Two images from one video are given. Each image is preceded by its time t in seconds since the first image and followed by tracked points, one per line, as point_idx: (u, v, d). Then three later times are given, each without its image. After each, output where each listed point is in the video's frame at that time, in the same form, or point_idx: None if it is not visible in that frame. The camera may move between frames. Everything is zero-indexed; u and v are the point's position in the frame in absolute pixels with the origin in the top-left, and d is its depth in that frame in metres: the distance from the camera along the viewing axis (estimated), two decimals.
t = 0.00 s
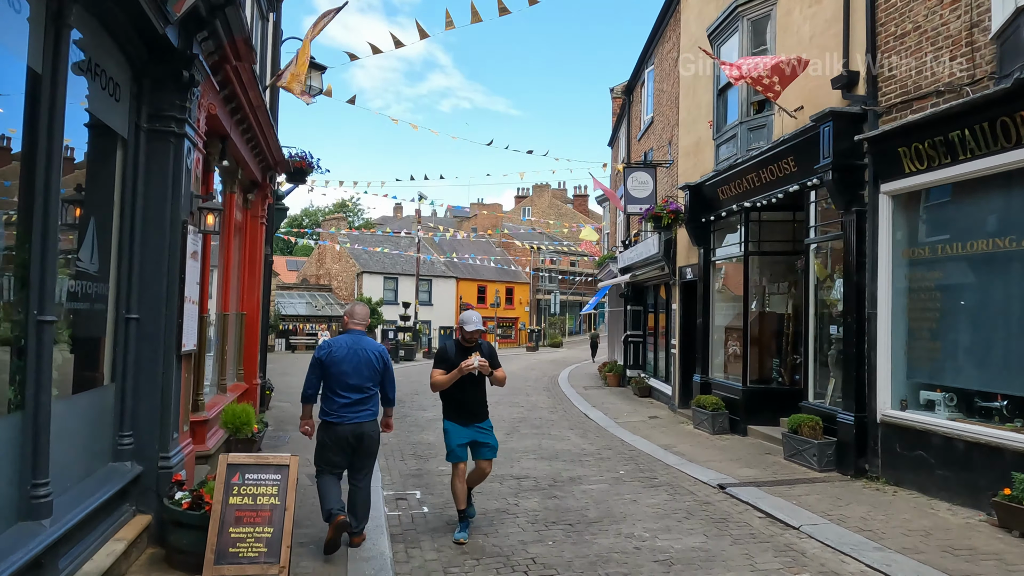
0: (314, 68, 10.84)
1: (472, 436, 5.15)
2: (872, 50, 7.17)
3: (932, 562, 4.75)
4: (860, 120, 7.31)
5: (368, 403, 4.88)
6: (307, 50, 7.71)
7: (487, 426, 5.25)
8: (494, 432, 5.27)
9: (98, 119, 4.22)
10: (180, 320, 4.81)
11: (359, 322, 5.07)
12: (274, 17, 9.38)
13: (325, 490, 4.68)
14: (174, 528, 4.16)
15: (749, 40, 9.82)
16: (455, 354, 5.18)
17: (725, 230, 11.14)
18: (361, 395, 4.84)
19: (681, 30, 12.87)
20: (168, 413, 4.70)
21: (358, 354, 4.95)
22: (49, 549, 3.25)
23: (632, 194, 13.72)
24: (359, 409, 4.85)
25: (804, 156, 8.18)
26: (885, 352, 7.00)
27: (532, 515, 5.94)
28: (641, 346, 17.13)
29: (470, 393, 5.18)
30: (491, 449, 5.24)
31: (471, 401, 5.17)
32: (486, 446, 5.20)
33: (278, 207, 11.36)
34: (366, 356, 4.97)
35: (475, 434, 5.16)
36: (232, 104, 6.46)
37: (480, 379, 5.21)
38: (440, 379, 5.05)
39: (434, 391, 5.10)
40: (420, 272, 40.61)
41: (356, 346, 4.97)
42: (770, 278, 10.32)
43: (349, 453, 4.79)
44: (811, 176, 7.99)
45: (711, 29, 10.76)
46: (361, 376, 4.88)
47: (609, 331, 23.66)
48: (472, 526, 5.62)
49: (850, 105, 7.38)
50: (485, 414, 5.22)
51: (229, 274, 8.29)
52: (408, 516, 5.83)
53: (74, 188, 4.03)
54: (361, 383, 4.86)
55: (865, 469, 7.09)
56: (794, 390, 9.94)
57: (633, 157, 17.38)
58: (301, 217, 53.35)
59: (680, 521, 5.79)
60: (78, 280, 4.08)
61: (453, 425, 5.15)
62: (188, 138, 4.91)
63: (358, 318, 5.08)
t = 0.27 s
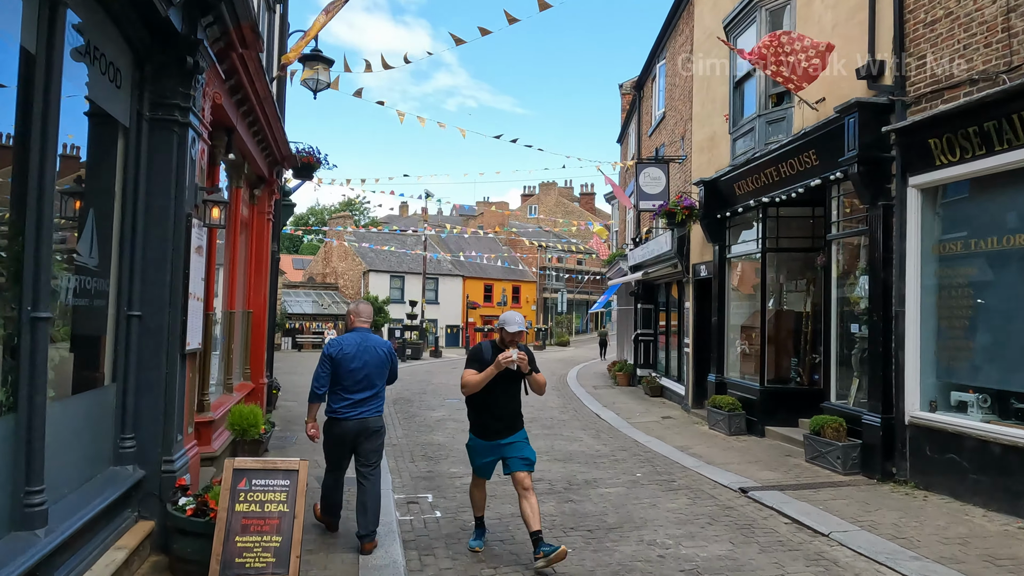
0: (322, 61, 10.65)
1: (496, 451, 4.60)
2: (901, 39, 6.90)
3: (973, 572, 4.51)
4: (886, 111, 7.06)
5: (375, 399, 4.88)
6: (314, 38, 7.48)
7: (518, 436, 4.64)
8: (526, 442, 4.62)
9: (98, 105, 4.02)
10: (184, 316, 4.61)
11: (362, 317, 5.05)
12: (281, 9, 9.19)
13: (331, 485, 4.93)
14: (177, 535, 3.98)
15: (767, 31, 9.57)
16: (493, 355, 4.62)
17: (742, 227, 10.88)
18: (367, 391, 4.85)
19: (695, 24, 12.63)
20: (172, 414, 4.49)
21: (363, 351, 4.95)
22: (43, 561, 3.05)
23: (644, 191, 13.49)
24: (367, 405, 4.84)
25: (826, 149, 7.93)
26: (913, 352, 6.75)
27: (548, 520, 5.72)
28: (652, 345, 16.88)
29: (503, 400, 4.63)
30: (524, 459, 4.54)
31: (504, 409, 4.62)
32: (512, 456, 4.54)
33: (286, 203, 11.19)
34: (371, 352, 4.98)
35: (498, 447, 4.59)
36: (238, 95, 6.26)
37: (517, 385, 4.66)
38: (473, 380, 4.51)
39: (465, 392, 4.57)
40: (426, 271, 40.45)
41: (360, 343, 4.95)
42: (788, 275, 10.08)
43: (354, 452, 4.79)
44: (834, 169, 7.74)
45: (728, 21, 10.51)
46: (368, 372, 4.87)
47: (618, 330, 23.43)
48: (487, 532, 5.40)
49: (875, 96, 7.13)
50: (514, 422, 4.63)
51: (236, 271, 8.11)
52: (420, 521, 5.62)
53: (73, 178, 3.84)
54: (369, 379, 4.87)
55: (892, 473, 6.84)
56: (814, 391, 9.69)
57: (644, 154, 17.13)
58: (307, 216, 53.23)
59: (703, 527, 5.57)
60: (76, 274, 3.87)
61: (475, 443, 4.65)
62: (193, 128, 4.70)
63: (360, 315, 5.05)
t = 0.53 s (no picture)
0: (325, 52, 10.41)
1: (547, 464, 4.04)
2: (926, 24, 6.63)
3: None
4: (911, 99, 6.80)
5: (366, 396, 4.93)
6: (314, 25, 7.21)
7: (568, 446, 4.10)
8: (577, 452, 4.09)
9: (90, 88, 3.79)
10: (182, 311, 4.39)
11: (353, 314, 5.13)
12: None
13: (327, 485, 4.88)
14: (176, 542, 3.82)
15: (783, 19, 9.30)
16: (538, 351, 4.08)
17: (755, 221, 10.63)
18: (358, 387, 4.91)
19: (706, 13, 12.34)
20: (169, 414, 4.27)
21: (353, 347, 4.98)
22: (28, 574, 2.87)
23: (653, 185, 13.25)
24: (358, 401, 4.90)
25: (846, 139, 7.69)
26: (939, 349, 6.50)
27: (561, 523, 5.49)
28: (660, 342, 16.64)
29: (548, 405, 4.07)
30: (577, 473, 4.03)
31: (549, 415, 4.07)
32: (562, 473, 4.02)
33: (288, 197, 10.97)
34: (361, 348, 5.00)
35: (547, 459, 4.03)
36: (238, 82, 6.04)
37: (565, 387, 4.13)
38: (514, 379, 3.94)
39: (504, 392, 4.00)
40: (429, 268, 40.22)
41: (350, 340, 4.99)
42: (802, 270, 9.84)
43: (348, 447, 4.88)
44: (855, 160, 7.50)
45: (741, 10, 10.24)
46: (357, 369, 4.91)
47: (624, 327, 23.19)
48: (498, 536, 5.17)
49: (899, 83, 6.88)
50: (562, 430, 4.09)
51: (237, 266, 7.90)
52: (428, 525, 5.40)
53: (61, 164, 3.61)
54: (360, 376, 4.91)
55: (915, 475, 6.61)
56: (829, 389, 9.44)
57: (652, 148, 16.86)
58: (310, 213, 53.06)
59: (723, 532, 5.34)
60: (66, 267, 3.64)
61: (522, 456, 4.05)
62: (191, 113, 4.46)
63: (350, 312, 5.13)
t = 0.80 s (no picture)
0: (327, 44, 10.18)
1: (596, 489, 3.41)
2: (949, 12, 6.40)
3: None
4: (932, 90, 6.58)
5: (362, 389, 5.03)
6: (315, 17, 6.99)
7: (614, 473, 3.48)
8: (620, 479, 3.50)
9: (80, 74, 3.58)
10: (178, 310, 4.18)
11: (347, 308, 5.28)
12: None
13: (328, 477, 4.76)
14: (170, 555, 3.62)
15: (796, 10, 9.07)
16: (580, 357, 3.43)
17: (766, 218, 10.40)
18: (353, 381, 5.01)
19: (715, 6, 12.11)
20: (164, 418, 4.06)
21: (347, 341, 5.12)
22: None
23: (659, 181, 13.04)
24: (355, 396, 4.99)
25: (864, 133, 7.46)
26: (962, 349, 6.29)
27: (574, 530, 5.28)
28: (665, 340, 16.43)
29: (596, 421, 3.41)
30: (613, 501, 3.49)
31: (595, 433, 3.41)
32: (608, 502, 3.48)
33: (289, 193, 10.76)
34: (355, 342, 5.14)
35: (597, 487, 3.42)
36: (237, 72, 5.81)
37: (615, 398, 3.48)
38: (553, 393, 3.28)
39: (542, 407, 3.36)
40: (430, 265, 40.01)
41: (346, 333, 5.15)
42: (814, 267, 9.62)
43: (345, 440, 4.94)
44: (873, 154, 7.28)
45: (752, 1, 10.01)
46: (352, 362, 5.04)
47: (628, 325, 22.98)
48: (508, 544, 4.97)
49: (920, 74, 6.66)
50: (614, 451, 3.46)
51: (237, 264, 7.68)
52: (435, 532, 5.20)
53: (47, 154, 3.40)
54: (355, 369, 5.03)
55: (937, 479, 6.40)
56: (842, 389, 9.23)
57: (657, 144, 16.62)
58: (310, 210, 52.87)
59: (742, 539, 5.14)
60: (54, 264, 3.43)
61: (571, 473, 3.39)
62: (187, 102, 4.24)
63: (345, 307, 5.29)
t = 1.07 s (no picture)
0: (328, 35, 9.95)
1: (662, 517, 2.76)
2: None
3: None
4: (957, 78, 6.35)
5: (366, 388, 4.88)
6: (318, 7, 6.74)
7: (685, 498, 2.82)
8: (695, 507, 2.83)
9: (68, 52, 3.35)
10: (176, 305, 3.97)
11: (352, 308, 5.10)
12: None
13: (327, 473, 4.60)
14: (168, 565, 3.41)
15: None
16: (633, 359, 2.82)
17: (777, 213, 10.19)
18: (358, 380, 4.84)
19: None
20: (161, 419, 3.84)
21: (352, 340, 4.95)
22: None
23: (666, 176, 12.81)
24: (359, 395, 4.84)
25: (884, 123, 7.23)
26: (988, 346, 6.07)
27: (588, 535, 5.07)
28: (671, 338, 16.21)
29: (656, 439, 2.78)
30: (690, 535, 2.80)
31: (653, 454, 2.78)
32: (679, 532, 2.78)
33: (290, 187, 10.53)
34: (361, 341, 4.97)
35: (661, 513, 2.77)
36: (237, 58, 5.59)
37: (677, 410, 2.85)
38: (603, 402, 2.66)
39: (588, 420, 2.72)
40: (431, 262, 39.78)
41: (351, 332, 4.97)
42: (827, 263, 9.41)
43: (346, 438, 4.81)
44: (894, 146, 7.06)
45: None
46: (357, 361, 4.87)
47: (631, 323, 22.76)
48: (521, 550, 4.75)
49: (944, 61, 6.43)
50: (678, 476, 2.82)
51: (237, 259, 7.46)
52: (443, 537, 4.98)
53: (32, 137, 3.18)
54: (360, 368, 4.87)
55: (961, 480, 6.19)
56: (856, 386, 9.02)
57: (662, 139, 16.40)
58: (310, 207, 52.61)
59: (765, 544, 4.92)
60: (41, 254, 3.21)
61: (622, 495, 2.76)
62: (184, 85, 4.02)
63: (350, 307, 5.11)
